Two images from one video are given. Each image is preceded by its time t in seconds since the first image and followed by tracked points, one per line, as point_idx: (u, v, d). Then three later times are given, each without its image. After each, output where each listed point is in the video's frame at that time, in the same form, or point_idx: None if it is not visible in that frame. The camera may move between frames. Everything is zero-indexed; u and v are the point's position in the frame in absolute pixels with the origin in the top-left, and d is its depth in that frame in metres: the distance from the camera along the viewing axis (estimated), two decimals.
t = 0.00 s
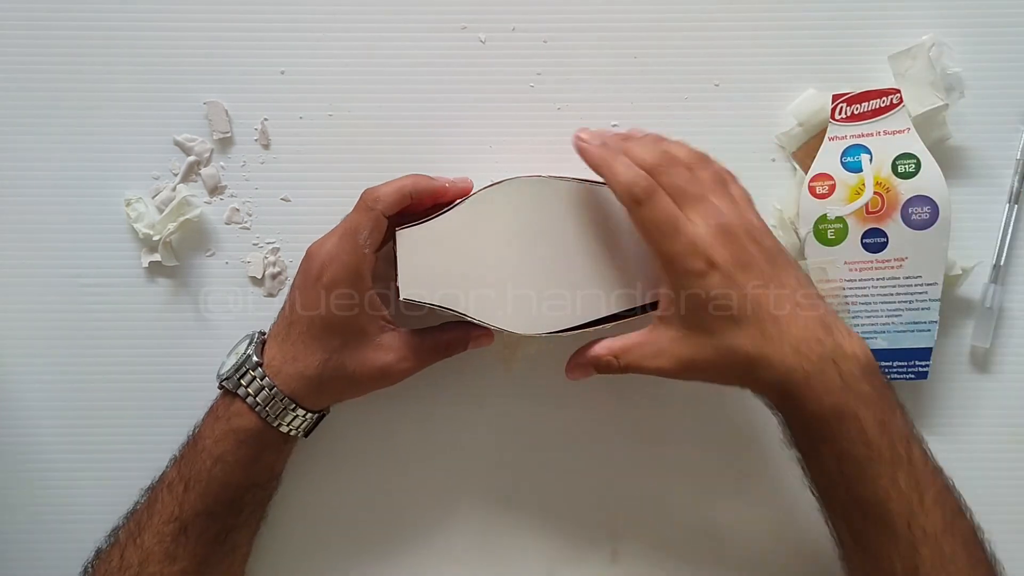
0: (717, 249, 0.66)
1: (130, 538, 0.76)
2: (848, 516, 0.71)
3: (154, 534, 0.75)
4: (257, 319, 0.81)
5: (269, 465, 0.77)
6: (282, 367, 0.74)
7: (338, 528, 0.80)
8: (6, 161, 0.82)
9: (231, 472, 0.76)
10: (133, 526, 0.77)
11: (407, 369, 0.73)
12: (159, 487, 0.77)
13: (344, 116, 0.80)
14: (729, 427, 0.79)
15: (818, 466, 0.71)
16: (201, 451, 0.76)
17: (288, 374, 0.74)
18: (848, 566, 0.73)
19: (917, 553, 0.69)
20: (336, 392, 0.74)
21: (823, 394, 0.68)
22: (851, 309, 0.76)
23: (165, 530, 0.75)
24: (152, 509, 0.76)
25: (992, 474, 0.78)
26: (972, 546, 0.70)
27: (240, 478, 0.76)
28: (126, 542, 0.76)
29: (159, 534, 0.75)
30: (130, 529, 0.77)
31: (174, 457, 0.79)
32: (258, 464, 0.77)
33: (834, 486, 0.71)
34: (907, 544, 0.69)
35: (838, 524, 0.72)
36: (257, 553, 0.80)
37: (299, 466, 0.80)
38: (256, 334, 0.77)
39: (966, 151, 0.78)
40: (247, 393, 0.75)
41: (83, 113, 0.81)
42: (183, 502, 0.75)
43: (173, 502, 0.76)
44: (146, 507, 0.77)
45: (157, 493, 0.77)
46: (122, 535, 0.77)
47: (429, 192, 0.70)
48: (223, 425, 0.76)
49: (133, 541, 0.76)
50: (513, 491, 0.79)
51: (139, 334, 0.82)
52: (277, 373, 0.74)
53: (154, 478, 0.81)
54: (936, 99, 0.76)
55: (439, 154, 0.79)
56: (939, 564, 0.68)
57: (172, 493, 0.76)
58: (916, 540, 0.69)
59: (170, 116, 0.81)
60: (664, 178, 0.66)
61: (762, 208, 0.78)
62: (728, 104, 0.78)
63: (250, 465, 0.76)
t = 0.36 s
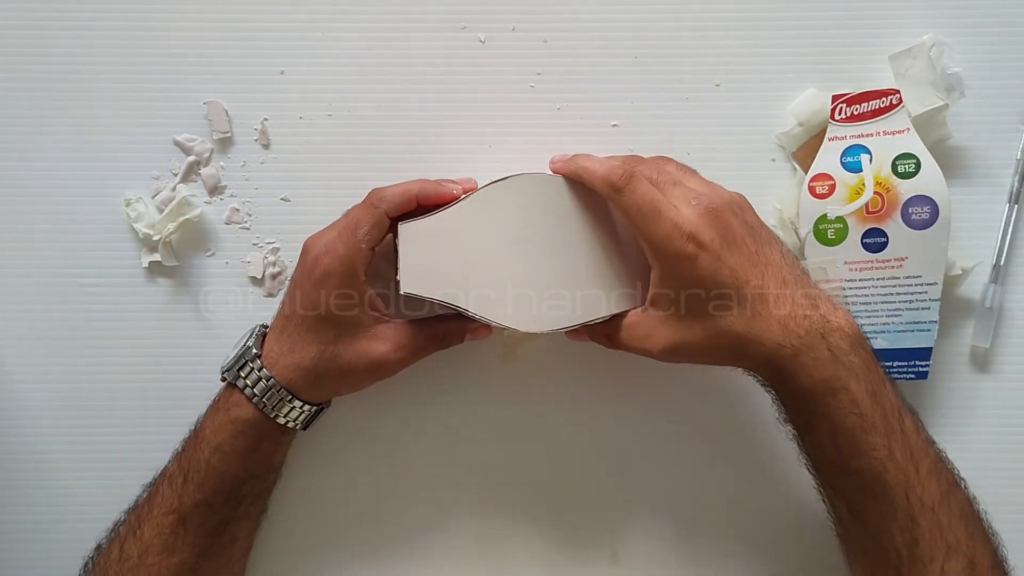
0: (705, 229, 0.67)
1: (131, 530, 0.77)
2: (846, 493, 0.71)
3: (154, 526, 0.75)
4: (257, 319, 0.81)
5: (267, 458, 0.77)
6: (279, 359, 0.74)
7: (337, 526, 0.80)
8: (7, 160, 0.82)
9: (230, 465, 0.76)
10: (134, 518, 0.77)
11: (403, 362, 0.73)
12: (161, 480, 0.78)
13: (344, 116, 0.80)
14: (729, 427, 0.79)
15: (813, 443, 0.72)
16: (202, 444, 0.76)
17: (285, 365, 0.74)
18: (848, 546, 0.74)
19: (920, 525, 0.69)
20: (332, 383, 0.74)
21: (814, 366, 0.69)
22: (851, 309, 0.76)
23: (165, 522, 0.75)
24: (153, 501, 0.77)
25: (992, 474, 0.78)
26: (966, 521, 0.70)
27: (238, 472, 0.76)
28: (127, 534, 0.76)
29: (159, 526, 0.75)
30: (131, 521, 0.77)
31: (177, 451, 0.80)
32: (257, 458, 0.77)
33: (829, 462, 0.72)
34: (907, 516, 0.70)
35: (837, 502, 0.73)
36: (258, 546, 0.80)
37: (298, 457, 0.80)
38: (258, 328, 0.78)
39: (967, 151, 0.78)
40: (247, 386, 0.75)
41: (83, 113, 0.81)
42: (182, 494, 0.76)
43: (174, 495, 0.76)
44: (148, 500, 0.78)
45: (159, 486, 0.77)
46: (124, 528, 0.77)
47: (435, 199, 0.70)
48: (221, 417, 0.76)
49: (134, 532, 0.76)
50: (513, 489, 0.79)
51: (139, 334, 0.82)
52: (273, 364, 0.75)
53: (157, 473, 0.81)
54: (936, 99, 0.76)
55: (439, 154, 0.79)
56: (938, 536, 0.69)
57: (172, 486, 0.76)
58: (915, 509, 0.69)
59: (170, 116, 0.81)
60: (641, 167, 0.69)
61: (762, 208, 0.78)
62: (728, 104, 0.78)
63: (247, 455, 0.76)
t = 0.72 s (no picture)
0: (733, 296, 0.66)
1: (157, 530, 0.75)
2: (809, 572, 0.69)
3: (178, 529, 0.73)
4: (257, 320, 0.81)
5: (302, 474, 0.74)
6: (319, 373, 0.70)
7: (337, 526, 0.79)
8: (7, 161, 0.82)
9: (264, 477, 0.73)
10: (164, 519, 0.76)
11: (417, 358, 0.64)
12: (199, 484, 0.76)
13: (344, 116, 0.80)
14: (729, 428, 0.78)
15: (766, 512, 0.69)
16: (244, 452, 0.74)
17: (315, 374, 0.71)
18: None
19: None
20: (345, 387, 0.67)
21: (778, 445, 0.69)
22: (851, 309, 0.76)
23: (190, 526, 0.73)
24: (185, 503, 0.75)
25: (994, 476, 0.77)
26: None
27: (271, 485, 0.73)
28: (153, 534, 0.75)
29: (185, 529, 0.73)
30: (160, 523, 0.76)
31: (222, 458, 0.78)
32: (291, 473, 0.74)
33: (777, 528, 0.69)
34: None
35: None
36: (278, 563, 0.78)
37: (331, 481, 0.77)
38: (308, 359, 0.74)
39: (968, 152, 0.78)
40: (288, 406, 0.71)
41: (83, 113, 0.81)
42: (211, 499, 0.74)
43: (205, 500, 0.74)
44: (181, 502, 0.76)
45: (194, 489, 0.76)
46: (151, 529, 0.76)
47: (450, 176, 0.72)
48: (266, 427, 0.74)
49: (159, 533, 0.74)
50: (513, 488, 0.79)
51: (139, 334, 0.82)
52: (313, 382, 0.71)
53: (195, 481, 0.80)
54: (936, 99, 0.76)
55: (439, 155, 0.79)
56: None
57: (205, 491, 0.74)
58: None
59: (170, 116, 0.81)
60: (711, 209, 0.69)
61: (762, 208, 0.78)
62: (728, 104, 0.78)
63: (286, 473, 0.73)
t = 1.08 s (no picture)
0: (711, 323, 0.67)
1: (158, 535, 0.76)
2: None
3: (178, 534, 0.74)
4: (257, 320, 0.81)
5: (300, 484, 0.73)
6: (322, 379, 0.70)
7: (339, 527, 0.80)
8: (8, 161, 0.82)
9: (260, 485, 0.73)
10: (167, 524, 0.77)
11: (428, 360, 0.63)
12: (202, 490, 0.77)
13: (345, 116, 0.80)
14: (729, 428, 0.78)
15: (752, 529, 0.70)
16: (242, 460, 0.74)
17: (319, 380, 0.70)
18: None
19: None
20: (352, 391, 0.66)
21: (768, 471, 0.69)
22: (851, 309, 0.76)
23: (189, 532, 0.74)
24: (188, 509, 0.76)
25: (994, 475, 0.77)
26: None
27: (268, 494, 0.73)
28: (154, 539, 0.76)
29: (185, 534, 0.74)
30: (163, 529, 0.76)
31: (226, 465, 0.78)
32: (288, 483, 0.73)
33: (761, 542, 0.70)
34: None
35: None
36: (281, 568, 0.77)
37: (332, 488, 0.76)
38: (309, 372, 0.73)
39: (968, 152, 0.78)
40: (289, 414, 0.71)
41: (84, 113, 0.81)
42: (211, 506, 0.74)
43: (204, 506, 0.74)
44: (183, 508, 0.77)
45: (198, 495, 0.77)
46: (153, 535, 0.77)
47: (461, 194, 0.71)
48: (266, 436, 0.73)
49: (160, 539, 0.75)
50: (512, 488, 0.79)
51: (139, 334, 0.82)
52: (317, 390, 0.70)
53: (201, 488, 0.80)
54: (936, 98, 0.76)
55: (439, 154, 0.79)
56: None
57: (205, 498, 0.75)
58: None
59: (171, 116, 0.81)
60: (682, 244, 0.71)
61: (762, 208, 0.78)
62: (728, 104, 0.78)
63: (286, 481, 0.73)
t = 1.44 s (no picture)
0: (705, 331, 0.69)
1: (167, 550, 0.76)
2: None
3: (186, 548, 0.74)
4: (257, 320, 0.81)
5: (306, 496, 0.73)
6: (331, 390, 0.70)
7: (339, 531, 0.80)
8: (8, 162, 0.82)
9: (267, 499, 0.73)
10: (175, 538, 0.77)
11: (435, 364, 0.62)
12: (209, 504, 0.77)
13: (344, 116, 0.80)
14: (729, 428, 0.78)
15: (737, 523, 0.74)
16: (249, 474, 0.74)
17: (327, 390, 0.71)
18: None
19: None
20: (359, 398, 0.66)
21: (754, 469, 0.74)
22: (851, 309, 0.76)
23: (197, 546, 0.74)
24: (195, 522, 0.76)
25: (995, 475, 0.77)
26: None
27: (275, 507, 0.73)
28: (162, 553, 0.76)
29: (193, 548, 0.74)
30: (171, 542, 0.77)
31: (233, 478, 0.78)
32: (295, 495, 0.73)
33: (745, 535, 0.74)
34: None
35: None
36: None
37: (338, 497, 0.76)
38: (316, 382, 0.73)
39: (968, 152, 0.78)
40: (296, 425, 0.71)
41: (84, 113, 0.81)
42: (218, 520, 0.74)
43: (212, 520, 0.75)
44: (191, 522, 0.77)
45: (205, 509, 0.77)
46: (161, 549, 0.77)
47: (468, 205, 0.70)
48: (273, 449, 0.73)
49: (168, 553, 0.75)
50: (512, 489, 0.79)
51: (139, 334, 0.82)
52: (326, 401, 0.70)
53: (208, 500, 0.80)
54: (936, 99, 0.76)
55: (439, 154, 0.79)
56: None
57: (213, 512, 0.75)
58: None
59: (171, 117, 0.81)
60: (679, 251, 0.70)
61: (763, 208, 0.78)
62: (727, 104, 0.78)
63: (294, 494, 0.73)
